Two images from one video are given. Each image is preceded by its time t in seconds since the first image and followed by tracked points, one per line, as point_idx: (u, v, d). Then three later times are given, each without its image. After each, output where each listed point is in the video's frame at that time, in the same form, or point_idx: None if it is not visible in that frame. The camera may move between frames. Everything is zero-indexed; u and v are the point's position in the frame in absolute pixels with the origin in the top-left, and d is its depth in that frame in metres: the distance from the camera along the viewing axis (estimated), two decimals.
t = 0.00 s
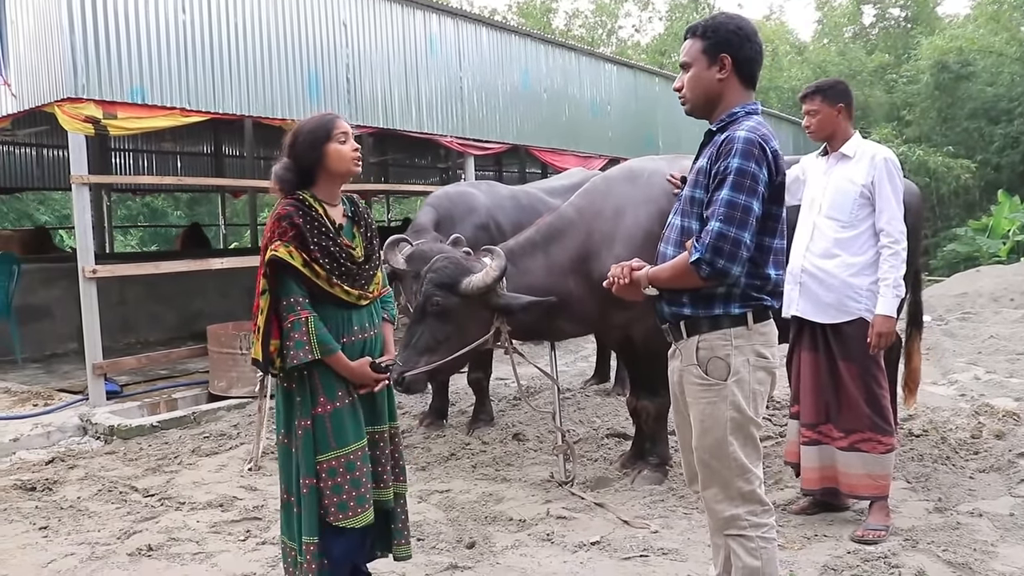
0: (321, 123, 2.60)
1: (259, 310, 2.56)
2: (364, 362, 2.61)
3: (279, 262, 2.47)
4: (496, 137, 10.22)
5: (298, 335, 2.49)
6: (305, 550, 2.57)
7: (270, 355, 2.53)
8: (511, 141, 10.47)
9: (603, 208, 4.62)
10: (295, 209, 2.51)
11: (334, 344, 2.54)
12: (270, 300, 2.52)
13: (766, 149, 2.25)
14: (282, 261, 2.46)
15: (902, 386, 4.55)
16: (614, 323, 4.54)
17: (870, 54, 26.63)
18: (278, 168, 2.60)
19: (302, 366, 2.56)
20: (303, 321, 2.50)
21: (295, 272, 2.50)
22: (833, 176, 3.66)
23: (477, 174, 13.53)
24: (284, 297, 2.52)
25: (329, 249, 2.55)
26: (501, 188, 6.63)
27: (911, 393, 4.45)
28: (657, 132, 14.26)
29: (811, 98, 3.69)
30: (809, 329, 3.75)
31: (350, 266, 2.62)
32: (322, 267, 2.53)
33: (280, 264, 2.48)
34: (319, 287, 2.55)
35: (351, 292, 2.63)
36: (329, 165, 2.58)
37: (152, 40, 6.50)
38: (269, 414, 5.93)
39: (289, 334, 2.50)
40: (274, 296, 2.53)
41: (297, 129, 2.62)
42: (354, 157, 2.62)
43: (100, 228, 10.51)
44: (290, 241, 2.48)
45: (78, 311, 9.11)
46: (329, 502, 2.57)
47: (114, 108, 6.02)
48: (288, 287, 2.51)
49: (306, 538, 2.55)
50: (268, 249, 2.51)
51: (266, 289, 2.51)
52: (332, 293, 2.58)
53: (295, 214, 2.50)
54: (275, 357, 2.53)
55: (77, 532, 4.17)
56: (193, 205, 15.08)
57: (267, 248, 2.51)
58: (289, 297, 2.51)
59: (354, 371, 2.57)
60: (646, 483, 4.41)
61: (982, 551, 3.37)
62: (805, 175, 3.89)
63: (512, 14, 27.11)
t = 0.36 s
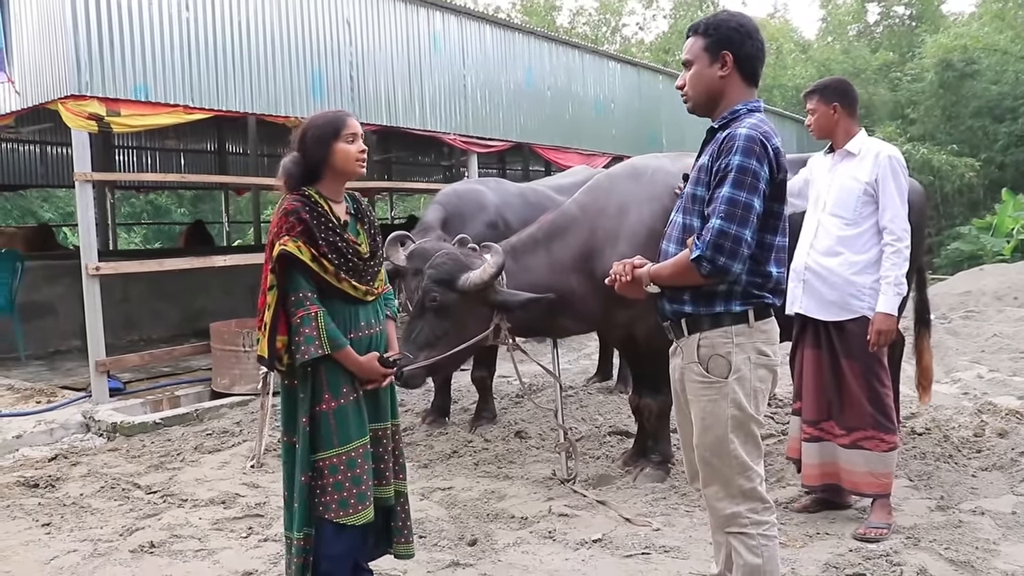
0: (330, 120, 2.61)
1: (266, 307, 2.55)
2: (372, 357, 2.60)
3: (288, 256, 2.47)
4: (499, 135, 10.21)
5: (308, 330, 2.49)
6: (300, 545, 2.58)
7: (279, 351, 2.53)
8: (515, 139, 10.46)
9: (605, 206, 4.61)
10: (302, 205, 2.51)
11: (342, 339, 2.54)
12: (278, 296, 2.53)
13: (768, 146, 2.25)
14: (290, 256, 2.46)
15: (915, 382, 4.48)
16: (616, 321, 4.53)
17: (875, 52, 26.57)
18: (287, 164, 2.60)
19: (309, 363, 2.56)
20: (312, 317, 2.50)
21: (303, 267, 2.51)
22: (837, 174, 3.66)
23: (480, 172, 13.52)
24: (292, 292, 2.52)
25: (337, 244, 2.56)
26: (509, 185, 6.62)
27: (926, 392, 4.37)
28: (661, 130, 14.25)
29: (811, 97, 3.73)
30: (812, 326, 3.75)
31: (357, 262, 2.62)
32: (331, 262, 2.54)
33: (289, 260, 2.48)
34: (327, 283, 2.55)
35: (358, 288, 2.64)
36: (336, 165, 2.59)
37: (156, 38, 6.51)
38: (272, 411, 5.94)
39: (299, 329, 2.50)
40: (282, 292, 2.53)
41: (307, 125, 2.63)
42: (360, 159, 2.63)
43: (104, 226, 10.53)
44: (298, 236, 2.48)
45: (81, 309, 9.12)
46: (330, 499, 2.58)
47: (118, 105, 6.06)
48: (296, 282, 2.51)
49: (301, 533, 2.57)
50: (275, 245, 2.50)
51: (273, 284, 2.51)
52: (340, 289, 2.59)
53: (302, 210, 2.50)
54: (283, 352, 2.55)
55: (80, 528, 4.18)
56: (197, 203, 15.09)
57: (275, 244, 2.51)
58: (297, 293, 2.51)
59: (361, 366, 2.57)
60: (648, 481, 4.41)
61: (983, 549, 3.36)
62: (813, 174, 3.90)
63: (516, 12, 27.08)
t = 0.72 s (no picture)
0: (331, 116, 2.59)
1: (270, 305, 2.52)
2: (376, 355, 2.60)
3: (295, 254, 2.45)
4: (498, 132, 10.20)
5: (316, 329, 2.48)
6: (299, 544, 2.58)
7: (284, 350, 2.51)
8: (513, 137, 10.44)
9: (604, 203, 4.60)
10: (306, 201, 2.50)
11: (347, 338, 2.54)
12: (283, 294, 2.50)
13: (768, 143, 2.24)
14: (298, 253, 2.45)
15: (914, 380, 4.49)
16: (615, 319, 4.53)
17: (872, 49, 26.60)
18: (287, 157, 2.61)
19: (314, 362, 2.55)
20: (320, 315, 2.49)
21: (309, 265, 2.49)
22: (837, 170, 3.65)
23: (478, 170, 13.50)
24: (297, 290, 2.50)
25: (342, 242, 2.56)
26: (513, 181, 6.57)
27: (926, 389, 4.40)
28: (659, 128, 14.25)
29: (810, 94, 3.72)
30: (811, 322, 3.74)
31: (360, 260, 2.63)
32: (336, 260, 2.54)
33: (295, 257, 2.47)
34: (333, 281, 2.55)
35: (362, 286, 2.65)
36: (336, 162, 2.58)
37: (153, 36, 6.49)
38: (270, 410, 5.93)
39: (306, 328, 2.48)
40: (287, 290, 2.50)
41: (308, 117, 2.62)
42: (357, 154, 2.61)
43: (101, 224, 10.51)
44: (304, 233, 2.47)
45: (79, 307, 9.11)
46: (332, 499, 2.58)
47: (114, 103, 6.08)
48: (302, 280, 2.50)
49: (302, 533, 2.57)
50: (280, 242, 2.48)
51: (279, 282, 2.48)
52: (345, 287, 2.59)
53: (306, 206, 2.49)
54: (288, 351, 2.52)
55: (78, 527, 4.17)
56: (195, 201, 15.06)
57: (279, 240, 2.49)
58: (303, 291, 2.49)
59: (367, 365, 2.57)
60: (647, 479, 4.40)
61: (982, 546, 3.36)
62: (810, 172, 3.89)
63: (513, 10, 27.04)
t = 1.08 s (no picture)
0: (329, 115, 2.59)
1: (267, 308, 2.50)
2: (375, 358, 2.60)
3: (293, 256, 2.44)
4: (493, 133, 10.20)
5: (314, 333, 2.47)
6: (301, 553, 2.55)
7: (281, 355, 2.48)
8: (509, 138, 10.43)
9: (600, 205, 4.60)
10: (303, 203, 2.49)
11: (345, 341, 2.53)
12: (281, 297, 2.48)
13: (765, 146, 2.24)
14: (296, 256, 2.44)
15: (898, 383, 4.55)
16: (611, 320, 4.53)
17: (867, 51, 26.67)
18: (282, 154, 2.58)
19: (312, 366, 2.53)
20: (319, 318, 2.47)
21: (308, 267, 2.48)
22: (831, 172, 3.66)
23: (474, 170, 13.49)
24: (295, 293, 2.48)
25: (339, 244, 2.55)
26: (513, 183, 6.54)
27: (908, 392, 4.46)
28: (654, 129, 14.26)
29: (805, 95, 3.72)
30: (806, 324, 3.74)
31: (357, 262, 2.62)
32: (334, 263, 2.53)
33: (293, 260, 2.45)
34: (331, 283, 2.54)
35: (360, 288, 2.63)
36: (332, 164, 2.57)
37: (148, 35, 6.47)
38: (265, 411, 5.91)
39: (304, 332, 2.47)
40: (285, 293, 2.48)
41: (305, 115, 2.61)
42: (355, 158, 2.61)
43: (95, 224, 10.47)
44: (302, 236, 2.46)
45: (72, 307, 9.07)
46: (332, 504, 2.56)
47: (109, 103, 6.05)
48: (300, 283, 2.48)
49: (304, 541, 2.53)
50: (278, 243, 2.47)
51: (277, 285, 2.47)
52: (343, 289, 2.58)
53: (304, 208, 2.48)
54: (287, 356, 2.49)
55: (71, 529, 4.15)
56: (190, 201, 15.03)
57: (277, 242, 2.48)
58: (301, 294, 2.48)
59: (365, 368, 2.55)
60: (642, 481, 4.40)
61: (977, 548, 3.36)
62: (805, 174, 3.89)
63: (509, 11, 27.04)
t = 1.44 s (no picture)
0: (325, 114, 2.58)
1: (267, 309, 2.49)
2: (377, 357, 2.60)
3: (294, 254, 2.43)
4: (489, 133, 10.20)
5: (317, 332, 2.46)
6: (311, 556, 2.55)
7: (282, 355, 2.47)
8: (504, 138, 10.43)
9: (595, 204, 4.60)
10: (302, 201, 2.48)
11: (348, 341, 2.53)
12: (281, 297, 2.47)
13: (760, 145, 2.24)
14: (297, 254, 2.43)
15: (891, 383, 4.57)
16: (606, 320, 4.53)
17: (862, 51, 26.73)
18: (277, 153, 2.57)
19: (314, 366, 2.53)
20: (321, 317, 2.47)
21: (308, 265, 2.48)
22: (823, 172, 3.66)
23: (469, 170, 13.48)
24: (296, 292, 2.48)
25: (339, 242, 2.55)
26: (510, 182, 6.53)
27: (899, 392, 4.49)
28: (650, 129, 14.28)
29: (796, 96, 3.73)
30: (800, 323, 3.74)
31: (357, 259, 2.62)
32: (336, 260, 2.53)
33: (294, 258, 2.45)
34: (332, 281, 2.54)
35: (361, 286, 2.63)
36: (328, 162, 2.57)
37: (143, 35, 6.45)
38: (260, 411, 5.90)
39: (306, 331, 2.46)
40: (285, 293, 2.48)
41: (301, 113, 2.60)
42: (350, 157, 2.61)
43: (90, 224, 10.44)
44: (302, 234, 2.46)
45: (67, 307, 9.04)
46: (340, 505, 2.57)
47: (104, 102, 6.04)
48: (301, 282, 2.47)
49: (313, 544, 2.54)
50: (277, 242, 2.46)
51: (278, 284, 2.46)
52: (344, 287, 2.58)
53: (303, 206, 2.48)
54: (288, 356, 2.48)
55: (65, 530, 4.13)
56: (185, 200, 15.00)
57: (276, 241, 2.47)
58: (303, 293, 2.47)
59: (368, 367, 2.56)
60: (638, 480, 4.40)
61: (972, 546, 3.37)
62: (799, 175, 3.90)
63: (505, 10, 27.04)
